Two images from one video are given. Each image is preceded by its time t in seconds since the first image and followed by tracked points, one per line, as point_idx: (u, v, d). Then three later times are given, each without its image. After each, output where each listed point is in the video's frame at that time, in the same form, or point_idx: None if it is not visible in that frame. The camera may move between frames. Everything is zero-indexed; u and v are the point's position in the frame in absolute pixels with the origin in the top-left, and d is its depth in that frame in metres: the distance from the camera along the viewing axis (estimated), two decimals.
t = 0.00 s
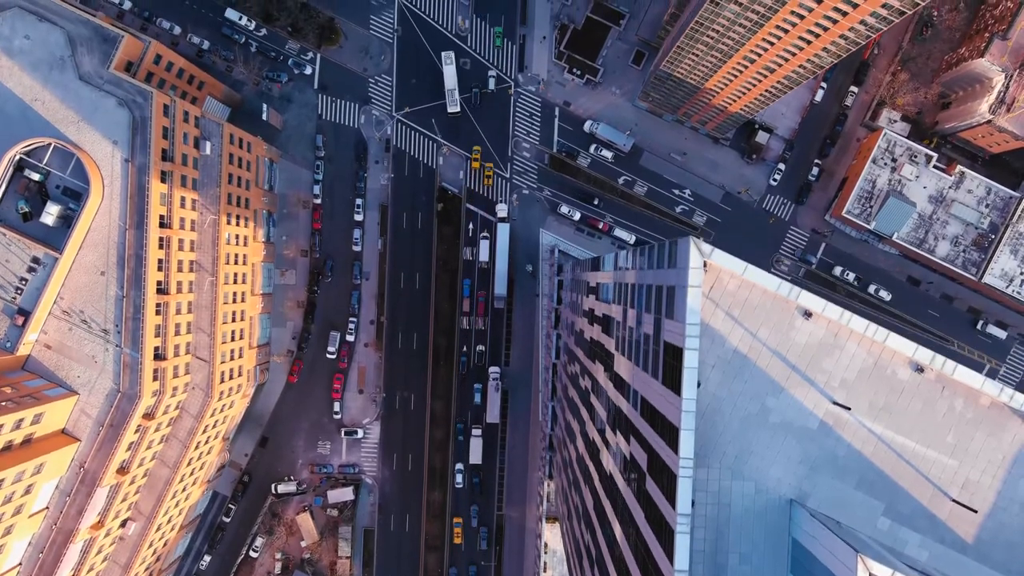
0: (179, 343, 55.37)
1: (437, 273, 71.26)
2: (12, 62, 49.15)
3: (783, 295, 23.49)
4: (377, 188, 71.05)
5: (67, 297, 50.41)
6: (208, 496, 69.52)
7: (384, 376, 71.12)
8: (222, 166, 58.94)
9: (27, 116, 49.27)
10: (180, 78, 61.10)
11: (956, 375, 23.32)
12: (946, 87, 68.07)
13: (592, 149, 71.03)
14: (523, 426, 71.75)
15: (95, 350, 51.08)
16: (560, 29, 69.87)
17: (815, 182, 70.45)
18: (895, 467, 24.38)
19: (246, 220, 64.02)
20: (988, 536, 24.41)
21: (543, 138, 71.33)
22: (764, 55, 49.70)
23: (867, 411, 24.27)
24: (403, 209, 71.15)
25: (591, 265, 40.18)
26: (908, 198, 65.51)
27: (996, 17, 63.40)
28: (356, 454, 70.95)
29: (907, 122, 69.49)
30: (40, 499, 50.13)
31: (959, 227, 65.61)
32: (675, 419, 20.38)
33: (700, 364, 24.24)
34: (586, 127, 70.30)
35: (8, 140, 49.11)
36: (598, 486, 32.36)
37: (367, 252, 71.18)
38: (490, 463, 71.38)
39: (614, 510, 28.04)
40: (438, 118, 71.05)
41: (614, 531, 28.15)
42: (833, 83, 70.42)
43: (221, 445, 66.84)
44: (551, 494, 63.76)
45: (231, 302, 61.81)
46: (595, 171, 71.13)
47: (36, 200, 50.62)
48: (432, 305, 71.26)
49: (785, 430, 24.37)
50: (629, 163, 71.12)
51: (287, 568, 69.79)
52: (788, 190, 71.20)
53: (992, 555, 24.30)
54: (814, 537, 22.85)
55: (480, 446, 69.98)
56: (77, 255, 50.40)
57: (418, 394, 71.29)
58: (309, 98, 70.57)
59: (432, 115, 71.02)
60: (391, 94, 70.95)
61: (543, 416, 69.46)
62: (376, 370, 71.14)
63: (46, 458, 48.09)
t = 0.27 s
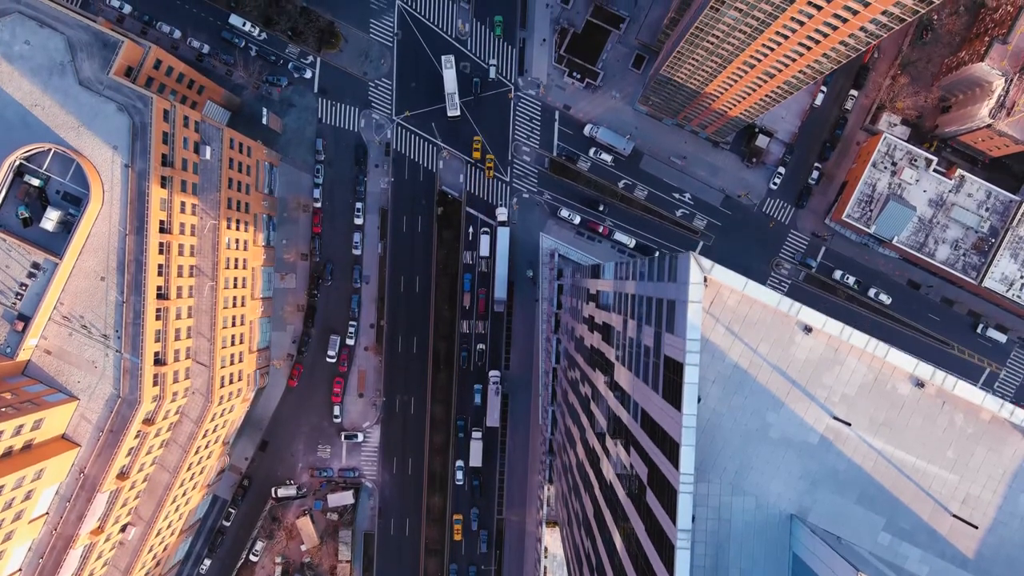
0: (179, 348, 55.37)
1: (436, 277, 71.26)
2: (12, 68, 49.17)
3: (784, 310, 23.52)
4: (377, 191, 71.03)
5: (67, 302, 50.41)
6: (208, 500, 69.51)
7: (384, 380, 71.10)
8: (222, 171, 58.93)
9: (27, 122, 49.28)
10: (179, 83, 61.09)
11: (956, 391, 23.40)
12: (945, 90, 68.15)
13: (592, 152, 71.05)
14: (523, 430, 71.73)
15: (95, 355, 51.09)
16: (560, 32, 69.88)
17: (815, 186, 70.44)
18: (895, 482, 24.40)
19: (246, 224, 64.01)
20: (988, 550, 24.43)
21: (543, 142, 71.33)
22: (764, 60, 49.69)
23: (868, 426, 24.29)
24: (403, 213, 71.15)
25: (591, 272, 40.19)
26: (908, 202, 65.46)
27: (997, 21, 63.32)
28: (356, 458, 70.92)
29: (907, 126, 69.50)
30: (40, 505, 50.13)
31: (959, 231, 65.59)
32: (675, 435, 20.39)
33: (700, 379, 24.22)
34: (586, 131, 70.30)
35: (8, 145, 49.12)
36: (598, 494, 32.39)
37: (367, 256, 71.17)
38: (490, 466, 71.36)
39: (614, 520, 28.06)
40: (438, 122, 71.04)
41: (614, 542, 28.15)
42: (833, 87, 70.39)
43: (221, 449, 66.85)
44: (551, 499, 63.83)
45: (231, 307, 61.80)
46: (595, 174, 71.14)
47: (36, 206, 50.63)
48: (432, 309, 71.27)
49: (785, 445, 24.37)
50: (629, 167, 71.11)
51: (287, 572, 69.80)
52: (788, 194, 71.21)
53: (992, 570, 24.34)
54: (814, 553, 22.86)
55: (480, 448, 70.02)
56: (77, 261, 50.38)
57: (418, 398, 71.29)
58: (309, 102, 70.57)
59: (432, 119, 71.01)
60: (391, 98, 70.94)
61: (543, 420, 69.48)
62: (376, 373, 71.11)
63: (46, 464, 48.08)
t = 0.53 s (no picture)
0: (179, 353, 55.36)
1: (436, 281, 71.28)
2: (12, 73, 49.17)
3: (785, 326, 23.60)
4: (377, 195, 71.05)
5: (67, 308, 50.40)
6: (208, 504, 69.50)
7: (384, 384, 71.10)
8: (222, 176, 58.93)
9: (27, 128, 49.27)
10: (179, 88, 61.09)
11: (956, 406, 23.49)
12: (945, 94, 68.17)
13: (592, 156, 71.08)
14: (523, 434, 71.72)
15: (96, 361, 51.09)
16: (560, 36, 69.89)
17: (815, 189, 70.45)
18: (896, 497, 24.46)
19: (246, 228, 64.03)
20: (989, 565, 24.46)
21: (543, 146, 71.34)
22: (764, 65, 49.71)
23: (868, 441, 24.34)
24: (403, 217, 71.17)
25: (592, 280, 40.20)
26: (908, 206, 65.46)
27: (997, 25, 63.27)
28: (356, 462, 70.90)
29: (907, 130, 69.49)
30: (41, 510, 50.12)
31: (959, 234, 65.60)
32: (675, 451, 20.45)
33: (701, 395, 24.22)
34: (586, 135, 70.30)
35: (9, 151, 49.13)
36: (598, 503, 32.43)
37: (367, 259, 71.18)
38: (490, 469, 71.33)
39: (614, 531, 28.06)
40: (438, 126, 71.04)
41: (614, 553, 28.16)
42: (833, 90, 70.38)
43: (221, 453, 66.84)
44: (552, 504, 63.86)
45: (231, 311, 61.80)
46: (595, 178, 71.17)
47: (36, 211, 50.63)
48: (432, 313, 71.27)
49: (786, 460, 24.39)
50: (629, 171, 71.13)
51: None
52: (788, 198, 71.22)
53: None
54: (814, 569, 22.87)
55: (480, 451, 70.06)
56: (77, 266, 50.38)
57: (418, 402, 71.30)
58: (309, 106, 70.58)
59: (432, 123, 71.01)
60: (391, 102, 70.94)
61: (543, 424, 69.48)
62: (376, 377, 71.12)
63: (46, 469, 48.08)
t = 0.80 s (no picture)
0: (179, 358, 55.36)
1: (436, 285, 71.29)
2: (12, 79, 49.16)
3: (785, 342, 23.75)
4: (377, 199, 71.07)
5: (67, 313, 50.41)
6: (208, 508, 69.49)
7: (384, 388, 71.10)
8: (222, 181, 58.96)
9: (27, 133, 49.27)
10: (179, 92, 61.08)
11: (957, 422, 23.67)
12: (945, 98, 68.21)
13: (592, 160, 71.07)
14: (523, 438, 71.71)
15: (96, 366, 51.10)
16: (560, 40, 69.93)
17: (815, 193, 70.47)
18: (896, 512, 24.50)
19: (246, 233, 64.04)
20: None
21: (543, 150, 71.36)
22: (764, 71, 49.75)
23: (868, 456, 24.39)
24: (403, 221, 71.20)
25: (592, 287, 40.18)
26: (908, 210, 65.46)
27: (996, 30, 63.28)
28: (356, 466, 70.90)
29: (908, 133, 69.49)
30: (41, 516, 50.10)
31: (959, 238, 65.60)
32: (676, 466, 20.46)
33: (701, 410, 24.19)
34: (586, 139, 70.32)
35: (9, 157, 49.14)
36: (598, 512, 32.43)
37: (367, 264, 71.20)
38: (490, 473, 71.29)
39: (614, 541, 28.03)
40: (438, 130, 71.06)
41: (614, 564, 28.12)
42: (833, 94, 70.41)
43: (221, 457, 66.86)
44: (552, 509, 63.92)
45: (232, 316, 61.81)
46: (595, 182, 71.18)
47: (36, 217, 50.61)
48: (432, 317, 71.28)
49: (786, 475, 24.34)
50: (629, 175, 71.12)
51: None
52: (788, 202, 71.21)
53: None
54: None
55: (480, 454, 70.11)
56: (77, 272, 50.38)
57: (418, 406, 71.30)
58: (309, 110, 70.60)
59: (432, 127, 71.04)
60: (391, 106, 70.96)
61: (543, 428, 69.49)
62: (376, 381, 71.13)
63: (46, 475, 48.06)
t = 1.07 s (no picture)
0: (179, 363, 55.35)
1: (436, 289, 71.30)
2: (13, 85, 49.18)
3: (785, 358, 23.80)
4: (378, 204, 71.09)
5: (67, 319, 50.41)
6: (208, 512, 69.50)
7: (384, 392, 71.11)
8: (222, 186, 58.99)
9: (27, 139, 49.28)
10: (179, 97, 61.08)
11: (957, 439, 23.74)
12: (945, 102, 68.29)
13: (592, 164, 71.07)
14: (523, 442, 71.73)
15: (96, 372, 51.11)
16: (560, 44, 69.98)
17: (815, 198, 70.50)
18: (896, 528, 24.53)
19: (246, 238, 64.06)
20: None
21: (543, 154, 71.37)
22: (764, 77, 49.78)
23: (868, 472, 24.41)
24: (403, 224, 71.23)
25: (592, 294, 40.18)
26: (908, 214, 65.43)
27: (996, 34, 63.25)
28: (356, 470, 70.90)
29: (908, 137, 69.58)
30: (41, 522, 50.09)
31: (959, 242, 65.57)
32: (676, 483, 20.48)
33: (701, 426, 24.20)
34: (586, 143, 70.33)
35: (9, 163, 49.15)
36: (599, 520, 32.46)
37: (367, 268, 71.23)
38: (490, 476, 71.27)
39: (614, 552, 28.03)
40: (438, 135, 71.07)
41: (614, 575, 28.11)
42: (833, 98, 70.40)
43: (221, 462, 66.87)
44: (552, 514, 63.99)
45: (232, 321, 61.82)
46: (595, 186, 71.18)
47: (36, 223, 50.61)
48: (432, 321, 71.29)
49: (786, 491, 24.33)
50: (629, 179, 71.15)
51: None
52: (788, 205, 71.21)
53: None
54: None
55: (480, 456, 70.20)
56: (77, 277, 50.39)
57: (418, 410, 71.30)
58: (309, 115, 70.60)
59: (432, 132, 71.04)
60: (391, 110, 70.97)
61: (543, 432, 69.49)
62: (376, 385, 71.14)
63: (46, 481, 48.05)
